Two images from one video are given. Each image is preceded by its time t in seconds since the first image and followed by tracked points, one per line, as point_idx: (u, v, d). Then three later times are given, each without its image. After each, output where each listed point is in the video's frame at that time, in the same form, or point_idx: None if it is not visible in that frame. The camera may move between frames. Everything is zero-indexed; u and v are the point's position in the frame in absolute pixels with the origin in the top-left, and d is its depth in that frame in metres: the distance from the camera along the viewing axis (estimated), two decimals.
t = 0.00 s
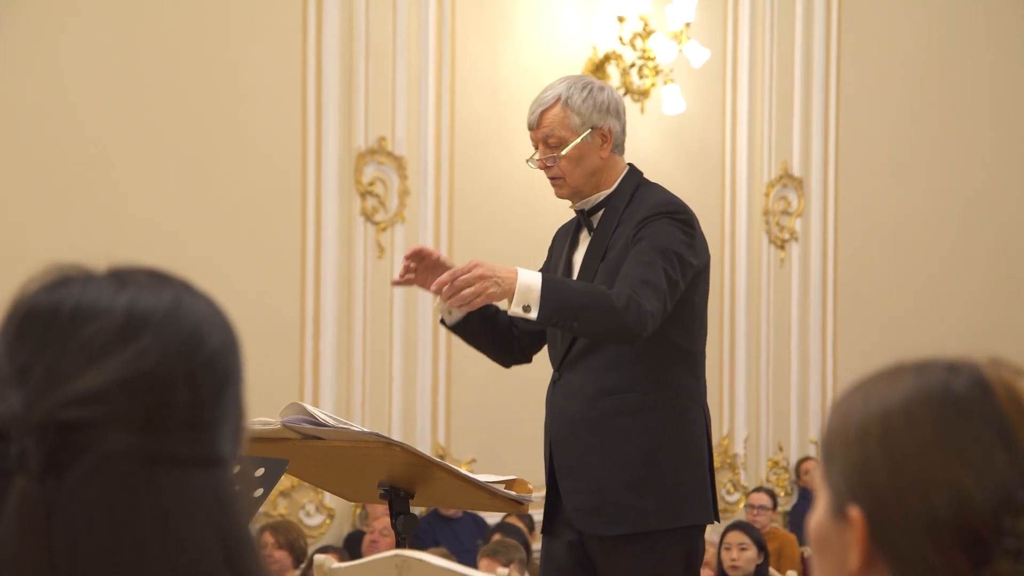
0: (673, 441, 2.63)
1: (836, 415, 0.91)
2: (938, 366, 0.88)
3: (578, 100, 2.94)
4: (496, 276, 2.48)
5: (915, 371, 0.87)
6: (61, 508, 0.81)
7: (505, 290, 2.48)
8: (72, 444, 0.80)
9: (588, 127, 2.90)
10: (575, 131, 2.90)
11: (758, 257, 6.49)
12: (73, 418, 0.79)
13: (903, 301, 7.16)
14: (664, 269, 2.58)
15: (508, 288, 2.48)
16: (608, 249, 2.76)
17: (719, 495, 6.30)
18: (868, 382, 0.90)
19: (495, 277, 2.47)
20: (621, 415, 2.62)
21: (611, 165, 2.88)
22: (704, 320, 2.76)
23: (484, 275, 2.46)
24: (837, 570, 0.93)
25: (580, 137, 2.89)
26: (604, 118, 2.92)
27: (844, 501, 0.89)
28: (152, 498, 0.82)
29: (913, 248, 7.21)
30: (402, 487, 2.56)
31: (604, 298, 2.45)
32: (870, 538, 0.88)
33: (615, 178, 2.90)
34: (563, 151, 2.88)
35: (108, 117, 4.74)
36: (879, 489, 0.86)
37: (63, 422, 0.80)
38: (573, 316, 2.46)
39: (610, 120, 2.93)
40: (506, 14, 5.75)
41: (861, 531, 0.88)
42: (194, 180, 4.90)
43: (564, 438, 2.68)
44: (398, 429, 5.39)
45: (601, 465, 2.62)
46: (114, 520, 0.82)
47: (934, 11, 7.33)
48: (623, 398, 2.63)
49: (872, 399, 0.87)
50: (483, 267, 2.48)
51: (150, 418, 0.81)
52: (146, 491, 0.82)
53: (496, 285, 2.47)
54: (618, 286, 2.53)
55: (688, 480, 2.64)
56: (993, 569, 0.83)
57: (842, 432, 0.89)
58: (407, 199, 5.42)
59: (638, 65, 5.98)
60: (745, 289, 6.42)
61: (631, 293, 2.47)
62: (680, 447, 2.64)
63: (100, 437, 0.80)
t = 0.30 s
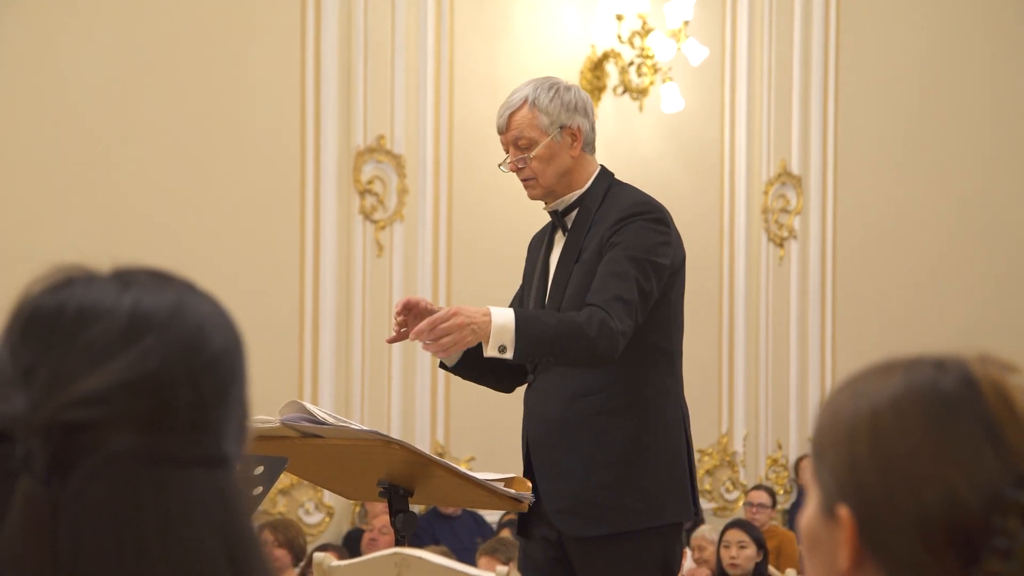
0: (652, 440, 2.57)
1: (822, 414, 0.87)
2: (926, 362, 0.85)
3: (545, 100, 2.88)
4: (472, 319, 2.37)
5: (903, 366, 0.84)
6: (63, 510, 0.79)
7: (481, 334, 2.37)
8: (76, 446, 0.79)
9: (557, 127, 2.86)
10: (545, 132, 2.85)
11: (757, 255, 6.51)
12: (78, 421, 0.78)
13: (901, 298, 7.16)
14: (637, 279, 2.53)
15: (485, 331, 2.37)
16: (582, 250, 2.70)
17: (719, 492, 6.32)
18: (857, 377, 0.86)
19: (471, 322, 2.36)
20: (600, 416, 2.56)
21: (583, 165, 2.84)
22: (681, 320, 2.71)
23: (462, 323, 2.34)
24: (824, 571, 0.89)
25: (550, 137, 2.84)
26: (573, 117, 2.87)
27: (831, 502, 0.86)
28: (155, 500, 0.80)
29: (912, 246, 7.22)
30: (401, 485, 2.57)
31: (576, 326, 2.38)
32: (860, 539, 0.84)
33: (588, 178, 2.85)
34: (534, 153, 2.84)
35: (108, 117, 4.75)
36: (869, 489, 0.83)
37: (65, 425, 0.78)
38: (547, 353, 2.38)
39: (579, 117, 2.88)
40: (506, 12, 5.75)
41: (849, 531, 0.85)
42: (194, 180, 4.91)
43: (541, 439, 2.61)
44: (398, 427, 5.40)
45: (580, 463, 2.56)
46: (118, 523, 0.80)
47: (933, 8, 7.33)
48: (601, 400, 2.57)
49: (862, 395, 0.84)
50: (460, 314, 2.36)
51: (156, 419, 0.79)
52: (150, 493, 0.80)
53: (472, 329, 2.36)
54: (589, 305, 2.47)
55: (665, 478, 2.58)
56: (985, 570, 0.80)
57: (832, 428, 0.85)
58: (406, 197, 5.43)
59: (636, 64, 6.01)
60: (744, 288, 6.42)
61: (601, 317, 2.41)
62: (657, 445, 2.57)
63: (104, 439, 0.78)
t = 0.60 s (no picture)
0: (634, 435, 2.68)
1: (794, 421, 1.00)
2: (885, 364, 0.97)
3: (519, 97, 2.95)
4: (457, 347, 2.43)
5: (866, 369, 0.97)
6: (77, 504, 0.84)
7: (469, 361, 2.43)
8: (90, 443, 0.84)
9: (532, 123, 2.93)
10: (520, 128, 2.92)
11: (760, 253, 6.53)
12: (90, 417, 0.83)
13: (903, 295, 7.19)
14: (617, 277, 2.61)
15: (472, 357, 2.43)
16: (561, 247, 2.79)
17: (722, 489, 6.35)
18: (824, 382, 0.99)
19: (458, 351, 2.42)
20: (582, 412, 2.67)
21: (559, 160, 2.92)
22: (660, 313, 2.81)
23: (449, 354, 2.41)
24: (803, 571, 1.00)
25: (525, 134, 2.91)
26: (547, 113, 2.94)
27: (806, 506, 0.98)
28: (165, 496, 0.85)
29: (914, 243, 7.24)
30: (404, 481, 2.59)
31: (559, 332, 2.48)
32: (830, 541, 0.96)
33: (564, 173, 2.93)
34: (510, 149, 2.91)
35: (113, 116, 4.76)
36: (836, 489, 0.95)
37: (78, 422, 0.83)
38: (533, 362, 2.46)
39: (552, 113, 2.95)
40: (510, 9, 5.78)
41: (821, 534, 0.97)
42: (199, 179, 4.92)
43: (526, 435, 2.73)
44: (401, 424, 5.43)
45: (566, 460, 2.67)
46: (129, 519, 0.85)
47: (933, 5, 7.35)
48: (582, 395, 2.68)
49: (826, 398, 0.97)
50: (445, 346, 2.42)
51: (166, 416, 0.84)
52: (161, 489, 0.85)
53: (459, 357, 2.42)
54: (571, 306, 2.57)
55: (650, 472, 2.69)
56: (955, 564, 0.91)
57: (799, 433, 0.99)
58: (409, 194, 5.46)
59: (640, 60, 6.05)
60: (746, 286, 6.45)
61: (580, 319, 2.50)
62: (638, 439, 2.68)
63: (117, 436, 0.84)
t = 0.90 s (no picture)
0: (630, 426, 2.69)
1: (778, 422, 1.02)
2: (864, 362, 0.99)
3: (512, 90, 2.96)
4: (457, 337, 2.45)
5: (844, 367, 1.00)
6: (95, 502, 0.86)
7: (468, 353, 2.46)
8: (110, 441, 0.86)
9: (525, 117, 2.94)
10: (512, 122, 2.93)
11: (772, 246, 6.54)
12: (109, 416, 0.85)
13: (916, 289, 7.18)
14: (613, 269, 2.63)
15: (472, 348, 2.45)
16: (557, 239, 2.80)
17: (734, 482, 6.37)
18: (801, 381, 1.02)
19: (458, 342, 2.44)
20: (581, 403, 2.69)
21: (553, 154, 2.93)
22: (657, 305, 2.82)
23: (449, 345, 2.43)
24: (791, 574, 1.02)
25: (518, 127, 2.92)
26: (540, 107, 2.95)
27: (793, 509, 1.00)
28: (183, 493, 0.87)
29: (925, 236, 7.23)
30: (418, 475, 2.61)
31: (557, 323, 2.50)
32: (817, 544, 0.98)
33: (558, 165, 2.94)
34: (503, 142, 2.92)
35: (127, 112, 4.76)
36: (822, 493, 0.97)
37: (97, 419, 0.85)
38: (529, 353, 2.49)
39: (545, 107, 2.96)
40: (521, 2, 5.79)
41: (809, 538, 0.99)
42: (211, 175, 4.94)
43: (524, 427, 2.75)
44: (414, 418, 5.45)
45: (565, 451, 2.69)
46: (147, 516, 0.87)
47: None
48: (581, 386, 2.70)
49: (805, 398, 1.00)
50: (446, 336, 2.44)
51: (184, 415, 0.86)
52: (179, 485, 0.87)
53: (459, 348, 2.45)
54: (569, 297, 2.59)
55: (646, 463, 2.69)
56: (944, 559, 0.94)
57: (781, 434, 1.01)
58: (421, 188, 5.49)
59: (652, 54, 6.05)
60: (759, 280, 6.45)
61: (577, 311, 2.52)
62: (635, 431, 2.70)
63: (135, 434, 0.86)
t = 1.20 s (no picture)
0: (630, 422, 2.70)
1: (782, 419, 1.02)
2: (869, 358, 1.00)
3: (503, 90, 2.97)
4: (441, 335, 2.48)
5: (847, 364, 1.00)
6: (110, 504, 0.88)
7: (453, 349, 2.49)
8: (125, 443, 0.87)
9: (510, 117, 2.93)
10: (498, 122, 2.95)
11: (784, 242, 6.53)
12: (121, 419, 0.86)
13: (927, 285, 7.17)
14: (608, 263, 2.63)
15: (456, 345, 2.48)
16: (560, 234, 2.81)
17: (746, 480, 6.34)
18: (804, 379, 1.03)
19: (441, 340, 2.48)
20: (581, 397, 2.71)
21: (540, 151, 2.91)
22: (662, 300, 2.81)
23: (432, 342, 2.47)
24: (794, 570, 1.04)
25: (503, 127, 2.93)
26: (524, 105, 2.92)
27: (795, 506, 1.01)
28: (196, 494, 0.89)
29: (937, 232, 7.22)
30: (429, 471, 2.62)
31: (547, 320, 2.51)
32: (820, 540, 1.00)
33: (547, 163, 2.92)
34: (492, 143, 2.95)
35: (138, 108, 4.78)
36: (826, 491, 0.98)
37: (111, 421, 0.87)
38: (518, 349, 2.50)
39: (530, 105, 2.92)
40: None
41: (811, 535, 1.00)
42: (223, 171, 4.96)
43: (526, 423, 2.76)
44: (425, 414, 5.46)
45: (567, 446, 2.70)
46: (163, 515, 0.88)
47: None
48: (580, 382, 2.71)
49: (808, 395, 1.00)
50: (428, 333, 2.48)
51: (200, 416, 0.88)
52: (194, 486, 0.89)
53: (443, 345, 2.48)
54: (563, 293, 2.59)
55: (647, 458, 2.69)
56: (947, 557, 0.95)
57: (783, 432, 1.02)
58: (432, 184, 5.49)
59: (664, 50, 6.08)
60: (770, 276, 6.45)
61: (569, 306, 2.53)
62: (635, 426, 2.70)
63: (150, 436, 0.87)
